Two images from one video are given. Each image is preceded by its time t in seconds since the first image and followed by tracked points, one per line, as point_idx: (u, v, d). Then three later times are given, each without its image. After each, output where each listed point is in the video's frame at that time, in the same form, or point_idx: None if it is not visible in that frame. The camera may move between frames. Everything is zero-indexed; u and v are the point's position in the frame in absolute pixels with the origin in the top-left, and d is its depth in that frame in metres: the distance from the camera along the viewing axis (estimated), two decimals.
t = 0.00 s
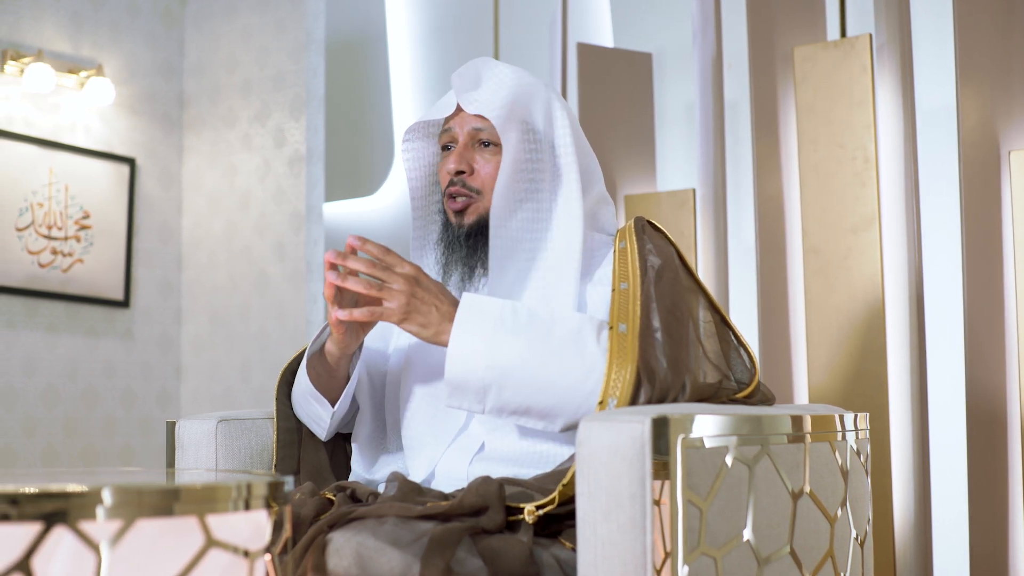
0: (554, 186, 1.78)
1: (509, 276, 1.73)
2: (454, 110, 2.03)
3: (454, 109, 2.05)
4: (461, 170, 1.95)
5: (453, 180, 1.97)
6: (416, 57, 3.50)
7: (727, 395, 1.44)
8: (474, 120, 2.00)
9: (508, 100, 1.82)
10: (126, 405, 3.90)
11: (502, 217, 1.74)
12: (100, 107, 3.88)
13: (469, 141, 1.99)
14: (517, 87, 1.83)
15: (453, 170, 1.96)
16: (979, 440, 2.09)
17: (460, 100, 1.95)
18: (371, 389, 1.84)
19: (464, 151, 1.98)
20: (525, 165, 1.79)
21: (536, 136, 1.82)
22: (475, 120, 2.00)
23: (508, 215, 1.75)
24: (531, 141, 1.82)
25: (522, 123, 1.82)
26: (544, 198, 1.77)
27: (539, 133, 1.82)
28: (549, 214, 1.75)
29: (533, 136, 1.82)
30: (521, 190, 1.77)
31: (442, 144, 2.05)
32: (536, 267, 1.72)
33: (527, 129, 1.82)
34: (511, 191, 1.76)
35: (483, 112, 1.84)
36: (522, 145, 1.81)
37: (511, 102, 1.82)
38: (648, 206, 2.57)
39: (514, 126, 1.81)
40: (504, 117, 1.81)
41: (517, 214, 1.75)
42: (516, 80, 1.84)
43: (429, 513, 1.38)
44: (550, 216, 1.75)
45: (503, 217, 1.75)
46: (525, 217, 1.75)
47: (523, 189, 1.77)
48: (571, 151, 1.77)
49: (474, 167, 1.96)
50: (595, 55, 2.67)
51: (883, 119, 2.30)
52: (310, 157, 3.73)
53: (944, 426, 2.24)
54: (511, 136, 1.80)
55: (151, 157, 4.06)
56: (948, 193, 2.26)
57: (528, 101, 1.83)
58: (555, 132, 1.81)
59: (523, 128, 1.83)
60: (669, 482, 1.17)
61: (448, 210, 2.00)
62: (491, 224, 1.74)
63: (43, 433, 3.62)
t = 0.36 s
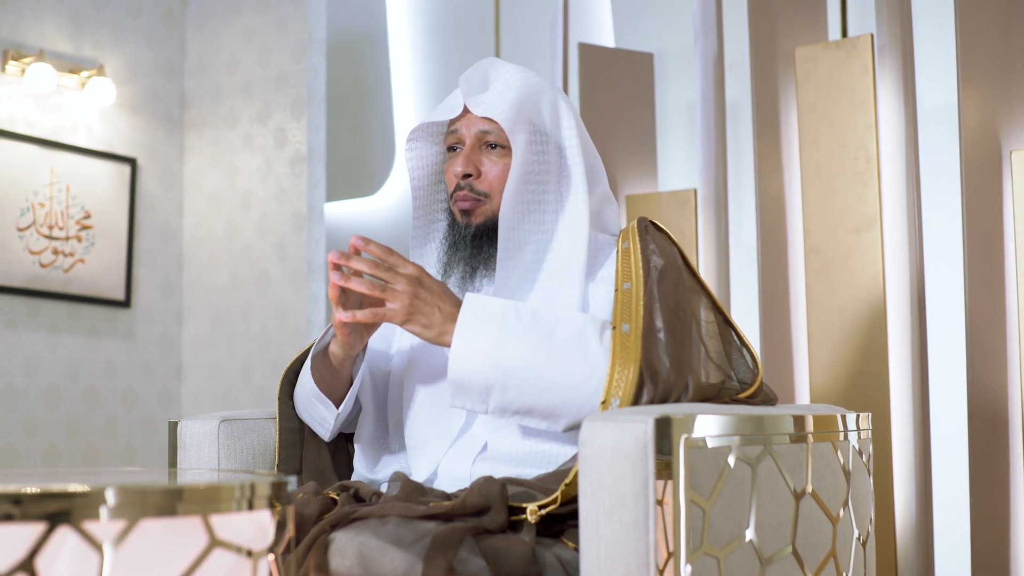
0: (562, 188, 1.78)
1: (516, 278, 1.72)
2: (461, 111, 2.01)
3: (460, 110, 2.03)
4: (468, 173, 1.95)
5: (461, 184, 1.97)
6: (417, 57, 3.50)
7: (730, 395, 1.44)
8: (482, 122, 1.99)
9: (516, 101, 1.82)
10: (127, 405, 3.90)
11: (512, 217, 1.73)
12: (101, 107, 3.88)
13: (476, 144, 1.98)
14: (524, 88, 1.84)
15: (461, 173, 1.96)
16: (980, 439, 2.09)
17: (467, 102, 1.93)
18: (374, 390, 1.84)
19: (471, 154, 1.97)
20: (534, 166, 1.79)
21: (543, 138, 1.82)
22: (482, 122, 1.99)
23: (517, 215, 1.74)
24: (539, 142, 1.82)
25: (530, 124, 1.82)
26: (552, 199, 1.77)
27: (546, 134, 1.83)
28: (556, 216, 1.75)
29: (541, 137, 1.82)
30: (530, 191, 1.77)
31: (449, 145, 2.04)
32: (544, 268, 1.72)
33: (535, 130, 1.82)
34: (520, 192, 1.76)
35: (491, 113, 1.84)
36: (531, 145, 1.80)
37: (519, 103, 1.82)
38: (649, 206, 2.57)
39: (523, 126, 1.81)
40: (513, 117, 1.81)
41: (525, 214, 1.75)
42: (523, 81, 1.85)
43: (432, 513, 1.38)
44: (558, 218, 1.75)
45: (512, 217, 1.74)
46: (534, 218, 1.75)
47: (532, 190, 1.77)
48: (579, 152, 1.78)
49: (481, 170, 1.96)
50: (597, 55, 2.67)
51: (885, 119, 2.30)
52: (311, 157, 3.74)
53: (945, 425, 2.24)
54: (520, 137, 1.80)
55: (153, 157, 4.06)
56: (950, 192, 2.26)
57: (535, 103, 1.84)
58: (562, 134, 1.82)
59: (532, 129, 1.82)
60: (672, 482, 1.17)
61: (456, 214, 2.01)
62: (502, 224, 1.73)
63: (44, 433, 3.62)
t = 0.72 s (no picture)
0: (562, 188, 1.77)
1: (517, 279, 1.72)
2: (462, 112, 2.02)
3: (461, 110, 2.04)
4: (469, 173, 1.96)
5: (463, 184, 1.97)
6: (418, 57, 3.51)
7: (732, 395, 1.44)
8: (483, 122, 1.99)
9: (517, 102, 1.81)
10: (127, 405, 3.90)
11: (512, 217, 1.73)
12: (102, 107, 3.88)
13: (477, 143, 1.99)
14: (524, 89, 1.84)
15: (463, 173, 1.96)
16: (981, 439, 2.09)
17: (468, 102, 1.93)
18: (376, 391, 1.83)
19: (472, 153, 1.98)
20: (534, 167, 1.79)
21: (543, 138, 1.82)
22: (483, 121, 1.99)
23: (517, 216, 1.74)
24: (539, 143, 1.82)
25: (530, 124, 1.82)
26: (553, 200, 1.77)
27: (546, 135, 1.82)
28: (558, 216, 1.75)
29: (541, 138, 1.82)
30: (530, 191, 1.76)
31: (450, 145, 2.05)
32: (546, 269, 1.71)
33: (535, 130, 1.82)
34: (521, 192, 1.75)
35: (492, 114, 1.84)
36: (531, 146, 1.80)
37: (519, 104, 1.82)
38: (650, 206, 2.57)
39: (523, 126, 1.81)
40: (512, 118, 1.81)
41: (525, 215, 1.75)
42: (524, 82, 1.84)
43: (434, 513, 1.38)
44: (559, 218, 1.74)
45: (512, 217, 1.73)
46: (536, 219, 1.75)
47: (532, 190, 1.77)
48: (580, 152, 1.77)
49: (482, 170, 1.97)
50: (598, 55, 2.66)
51: (886, 119, 2.30)
52: (313, 157, 3.73)
53: (946, 425, 2.24)
54: (520, 137, 1.80)
55: (153, 157, 4.06)
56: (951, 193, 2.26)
57: (535, 104, 1.84)
58: (563, 135, 1.82)
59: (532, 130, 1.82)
60: (675, 482, 1.17)
61: (457, 214, 2.01)
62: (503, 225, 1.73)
63: (45, 433, 3.62)
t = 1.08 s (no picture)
0: (562, 187, 1.77)
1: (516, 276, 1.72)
2: (463, 110, 2.02)
3: (463, 108, 2.04)
4: (469, 170, 1.95)
5: (463, 180, 1.96)
6: (420, 57, 3.52)
7: (734, 396, 1.44)
8: (483, 118, 1.99)
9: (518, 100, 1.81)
10: (128, 405, 3.90)
11: (511, 215, 1.73)
12: (104, 107, 3.88)
13: (479, 140, 1.98)
14: (526, 87, 1.83)
15: (463, 170, 1.95)
16: (983, 439, 2.09)
17: (469, 99, 1.92)
18: (378, 391, 1.83)
19: (474, 151, 1.97)
20: (534, 166, 1.79)
21: (544, 136, 1.81)
22: (484, 118, 1.99)
23: (516, 213, 1.74)
24: (540, 141, 1.81)
25: (531, 123, 1.82)
26: (553, 199, 1.77)
27: (547, 133, 1.82)
28: (558, 215, 1.75)
29: (542, 136, 1.82)
30: (530, 190, 1.76)
31: (452, 142, 2.05)
32: (545, 268, 1.71)
33: (536, 129, 1.82)
34: (520, 191, 1.76)
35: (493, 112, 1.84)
36: (531, 144, 1.80)
37: (520, 102, 1.82)
38: (651, 206, 2.56)
39: (523, 125, 1.81)
40: (513, 115, 1.81)
41: (525, 213, 1.75)
42: (526, 80, 1.84)
43: (436, 513, 1.38)
44: (558, 217, 1.74)
45: (512, 215, 1.74)
46: (536, 217, 1.75)
47: (532, 188, 1.77)
48: (580, 151, 1.77)
49: (483, 167, 1.96)
50: (599, 54, 2.67)
51: (887, 119, 2.30)
52: (314, 157, 3.73)
53: (947, 425, 2.24)
54: (520, 135, 1.80)
55: (154, 158, 4.06)
56: (952, 192, 2.26)
57: (537, 102, 1.83)
58: (563, 133, 1.82)
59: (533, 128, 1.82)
60: (677, 482, 1.17)
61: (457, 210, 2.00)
62: (502, 222, 1.73)
63: (46, 433, 3.62)
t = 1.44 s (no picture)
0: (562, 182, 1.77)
1: (512, 265, 1.71)
2: (471, 98, 2.03)
3: (471, 98, 2.06)
4: (473, 155, 1.95)
5: (465, 166, 1.97)
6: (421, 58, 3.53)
7: (737, 395, 1.44)
8: (491, 107, 2.00)
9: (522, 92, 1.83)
10: (129, 405, 3.90)
11: (507, 205, 1.74)
12: (105, 107, 3.88)
13: (484, 129, 1.99)
14: (532, 81, 1.85)
15: (466, 155, 1.96)
16: (984, 438, 2.09)
17: (478, 90, 1.93)
18: (380, 391, 1.84)
19: (478, 138, 1.98)
20: (534, 157, 1.80)
21: (548, 130, 1.82)
22: (491, 107, 2.00)
23: (514, 202, 1.75)
24: (543, 134, 1.82)
25: (535, 117, 1.83)
26: (553, 191, 1.77)
27: (551, 128, 1.83)
28: (558, 207, 1.75)
29: (545, 129, 1.83)
30: (529, 183, 1.77)
31: (457, 132, 2.05)
32: (542, 258, 1.71)
33: (540, 122, 1.83)
34: (516, 182, 1.76)
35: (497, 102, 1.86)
36: (533, 137, 1.81)
37: (525, 93, 1.83)
38: (653, 206, 2.56)
39: (526, 118, 1.82)
40: (517, 105, 1.82)
41: (524, 203, 1.75)
42: (533, 75, 1.86)
43: (439, 513, 1.37)
44: (556, 210, 1.74)
45: (510, 204, 1.74)
46: (534, 208, 1.75)
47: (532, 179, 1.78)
48: (582, 147, 1.77)
49: (486, 154, 1.96)
50: (601, 54, 2.67)
51: (889, 118, 2.30)
52: (315, 157, 3.71)
53: (949, 425, 2.24)
54: (523, 127, 1.81)
55: (156, 158, 4.06)
56: (954, 191, 2.27)
57: (543, 97, 1.85)
58: (568, 128, 1.82)
59: (537, 121, 1.84)
60: (680, 482, 1.16)
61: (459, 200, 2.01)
62: (500, 210, 1.74)
63: (47, 433, 3.62)
